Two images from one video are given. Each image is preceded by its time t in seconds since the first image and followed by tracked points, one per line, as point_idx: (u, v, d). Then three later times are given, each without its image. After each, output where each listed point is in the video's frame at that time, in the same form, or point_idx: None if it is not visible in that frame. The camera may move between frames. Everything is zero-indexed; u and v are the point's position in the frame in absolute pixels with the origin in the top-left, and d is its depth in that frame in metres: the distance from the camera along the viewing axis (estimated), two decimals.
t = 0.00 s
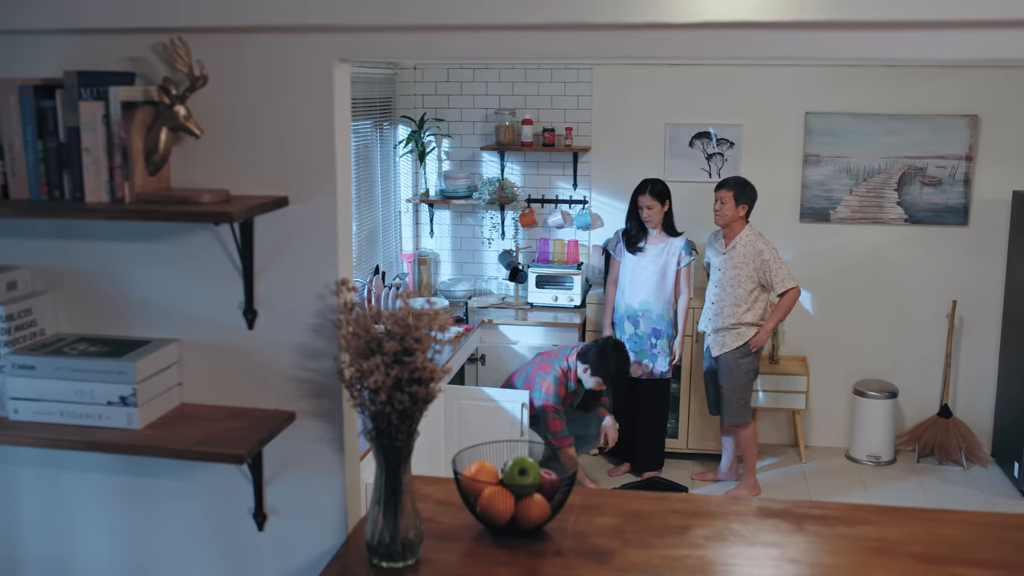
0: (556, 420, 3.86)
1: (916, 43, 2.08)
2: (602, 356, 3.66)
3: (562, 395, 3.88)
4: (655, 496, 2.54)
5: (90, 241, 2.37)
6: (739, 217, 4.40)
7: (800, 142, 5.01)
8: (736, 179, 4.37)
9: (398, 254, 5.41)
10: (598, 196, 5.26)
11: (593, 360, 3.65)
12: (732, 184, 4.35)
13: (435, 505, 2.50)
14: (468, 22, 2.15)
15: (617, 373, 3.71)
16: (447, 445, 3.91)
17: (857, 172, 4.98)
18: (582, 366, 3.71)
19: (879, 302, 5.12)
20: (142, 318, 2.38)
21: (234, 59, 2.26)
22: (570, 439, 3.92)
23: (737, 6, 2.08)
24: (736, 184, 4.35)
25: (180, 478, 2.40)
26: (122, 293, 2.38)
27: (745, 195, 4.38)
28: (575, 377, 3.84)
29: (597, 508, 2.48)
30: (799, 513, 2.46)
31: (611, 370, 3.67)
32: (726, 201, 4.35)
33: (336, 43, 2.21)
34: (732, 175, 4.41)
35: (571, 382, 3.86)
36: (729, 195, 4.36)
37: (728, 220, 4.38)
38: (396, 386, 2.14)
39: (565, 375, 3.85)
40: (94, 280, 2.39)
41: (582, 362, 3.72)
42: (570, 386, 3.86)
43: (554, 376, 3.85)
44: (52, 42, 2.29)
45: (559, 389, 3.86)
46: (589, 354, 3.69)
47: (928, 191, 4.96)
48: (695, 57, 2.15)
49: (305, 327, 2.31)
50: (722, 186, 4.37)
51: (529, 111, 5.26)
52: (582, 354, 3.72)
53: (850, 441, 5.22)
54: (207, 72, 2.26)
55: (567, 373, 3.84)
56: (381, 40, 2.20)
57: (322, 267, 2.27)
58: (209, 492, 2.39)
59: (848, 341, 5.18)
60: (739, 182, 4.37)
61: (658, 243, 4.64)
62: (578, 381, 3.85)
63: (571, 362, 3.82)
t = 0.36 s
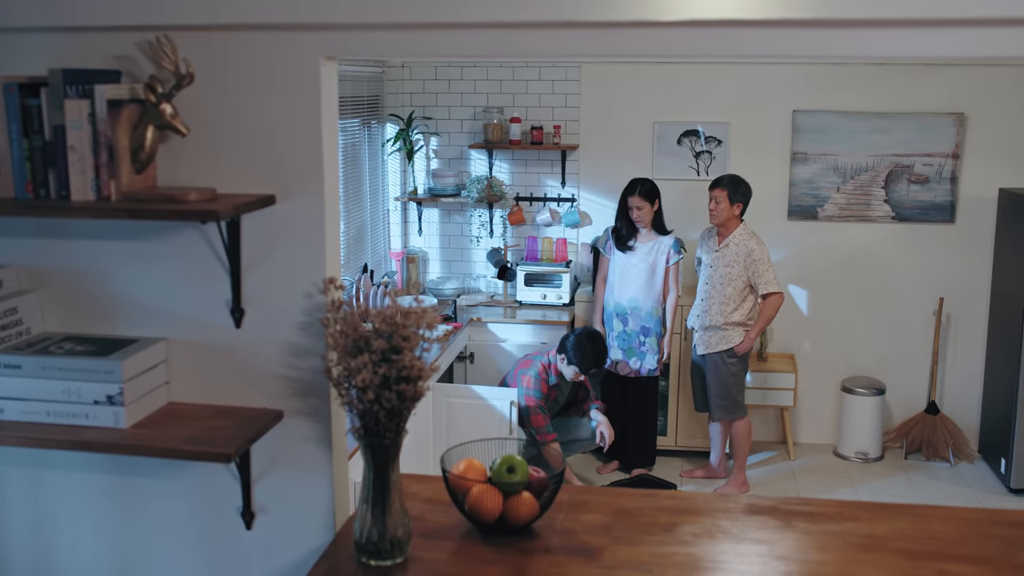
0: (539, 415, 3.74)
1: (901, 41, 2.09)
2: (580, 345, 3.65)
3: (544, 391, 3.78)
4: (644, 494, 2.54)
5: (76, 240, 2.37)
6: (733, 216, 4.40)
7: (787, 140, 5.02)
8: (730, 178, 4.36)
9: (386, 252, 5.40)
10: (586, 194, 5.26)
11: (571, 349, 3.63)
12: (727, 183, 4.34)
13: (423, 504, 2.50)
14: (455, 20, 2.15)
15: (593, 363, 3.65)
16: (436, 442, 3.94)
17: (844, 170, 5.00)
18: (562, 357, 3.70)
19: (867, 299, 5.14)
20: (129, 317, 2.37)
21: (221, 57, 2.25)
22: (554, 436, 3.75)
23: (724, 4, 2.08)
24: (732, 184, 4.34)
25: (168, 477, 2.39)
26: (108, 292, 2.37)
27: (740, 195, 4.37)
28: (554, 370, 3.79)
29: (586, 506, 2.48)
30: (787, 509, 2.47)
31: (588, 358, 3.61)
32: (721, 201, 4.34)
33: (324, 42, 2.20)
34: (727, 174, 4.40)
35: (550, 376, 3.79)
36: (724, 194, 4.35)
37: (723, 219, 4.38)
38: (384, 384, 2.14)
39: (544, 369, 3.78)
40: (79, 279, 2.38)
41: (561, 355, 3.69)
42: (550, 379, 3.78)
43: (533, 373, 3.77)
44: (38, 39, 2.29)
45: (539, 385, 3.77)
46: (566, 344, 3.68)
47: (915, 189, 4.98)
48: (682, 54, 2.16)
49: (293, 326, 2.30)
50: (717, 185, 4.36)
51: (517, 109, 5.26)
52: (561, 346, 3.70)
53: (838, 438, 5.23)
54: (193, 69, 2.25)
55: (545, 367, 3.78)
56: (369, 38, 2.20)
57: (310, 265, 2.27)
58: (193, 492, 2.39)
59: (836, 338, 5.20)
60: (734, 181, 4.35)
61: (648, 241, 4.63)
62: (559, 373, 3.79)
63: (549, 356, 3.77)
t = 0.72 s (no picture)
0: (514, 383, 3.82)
1: (893, 32, 2.09)
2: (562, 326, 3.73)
3: (526, 368, 3.89)
4: (638, 484, 2.55)
5: (69, 232, 2.36)
6: (731, 208, 4.40)
7: (782, 130, 5.02)
8: (723, 170, 4.33)
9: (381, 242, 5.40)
10: (581, 184, 5.26)
11: (558, 336, 3.69)
12: (720, 177, 4.33)
13: (417, 494, 2.51)
14: (448, 10, 2.15)
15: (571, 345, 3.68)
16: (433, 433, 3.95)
17: (839, 160, 5.00)
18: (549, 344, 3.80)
19: (863, 289, 5.14)
20: (123, 309, 2.37)
21: (213, 48, 2.25)
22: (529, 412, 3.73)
23: None
24: (727, 177, 4.33)
25: (164, 469, 2.40)
26: (103, 283, 2.37)
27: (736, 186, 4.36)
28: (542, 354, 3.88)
29: (580, 497, 2.49)
30: (780, 500, 2.48)
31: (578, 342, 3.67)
32: (718, 196, 4.33)
33: (317, 33, 2.20)
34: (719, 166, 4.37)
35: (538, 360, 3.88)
36: (720, 188, 4.33)
37: (722, 213, 4.38)
38: (378, 375, 2.14)
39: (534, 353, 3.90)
40: (74, 271, 2.38)
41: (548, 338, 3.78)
42: (535, 361, 3.88)
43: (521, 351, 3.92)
44: (30, 30, 2.28)
45: (523, 361, 3.89)
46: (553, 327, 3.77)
47: (910, 179, 4.98)
48: (675, 45, 2.15)
49: (287, 318, 2.30)
50: (711, 180, 4.35)
51: (512, 99, 5.25)
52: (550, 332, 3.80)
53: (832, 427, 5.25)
54: (185, 60, 2.24)
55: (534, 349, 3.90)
56: (362, 29, 2.20)
57: (304, 257, 2.27)
58: (189, 483, 2.40)
59: (832, 328, 5.21)
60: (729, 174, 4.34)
61: (644, 233, 4.64)
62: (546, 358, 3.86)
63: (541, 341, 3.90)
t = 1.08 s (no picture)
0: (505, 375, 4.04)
1: (884, 32, 2.09)
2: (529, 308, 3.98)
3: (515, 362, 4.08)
4: (631, 482, 2.56)
5: (61, 231, 2.36)
6: (728, 207, 4.42)
7: (776, 126, 5.02)
8: (718, 170, 4.33)
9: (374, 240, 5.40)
10: (575, 181, 5.26)
11: (523, 316, 3.98)
12: (713, 177, 4.33)
13: (411, 492, 2.51)
14: (440, 9, 2.14)
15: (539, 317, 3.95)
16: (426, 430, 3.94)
17: (832, 157, 5.00)
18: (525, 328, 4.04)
19: (857, 284, 5.15)
20: (116, 308, 2.37)
21: (205, 47, 2.24)
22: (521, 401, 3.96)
23: None
24: (724, 176, 4.33)
25: (157, 468, 2.40)
26: (95, 282, 2.37)
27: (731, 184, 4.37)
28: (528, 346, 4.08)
29: (573, 494, 2.50)
30: (773, 496, 2.49)
31: (542, 309, 3.95)
32: (715, 198, 4.33)
33: (310, 31, 2.19)
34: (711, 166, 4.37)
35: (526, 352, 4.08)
36: (716, 191, 4.34)
37: (721, 214, 4.39)
38: (371, 374, 2.14)
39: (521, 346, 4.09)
40: (66, 269, 2.38)
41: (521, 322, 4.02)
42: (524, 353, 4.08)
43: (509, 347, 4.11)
44: (21, 29, 2.27)
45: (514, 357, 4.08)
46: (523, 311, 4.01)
47: (903, 175, 4.99)
48: (668, 44, 2.15)
49: (280, 316, 2.30)
50: (705, 182, 4.34)
51: (505, 96, 5.23)
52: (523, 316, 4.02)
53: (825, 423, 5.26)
54: (177, 58, 2.24)
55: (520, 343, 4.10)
56: (356, 28, 2.19)
57: (296, 256, 2.27)
58: (182, 482, 2.40)
59: (826, 324, 5.22)
60: (724, 173, 4.34)
61: (633, 232, 4.65)
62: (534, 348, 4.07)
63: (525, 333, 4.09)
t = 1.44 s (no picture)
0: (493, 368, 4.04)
1: (872, 28, 2.10)
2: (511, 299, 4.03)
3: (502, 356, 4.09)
4: (622, 477, 2.56)
5: (52, 227, 2.36)
6: (720, 202, 4.41)
7: (766, 122, 5.02)
8: (715, 164, 4.35)
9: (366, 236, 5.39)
10: (567, 177, 5.26)
11: (507, 307, 4.01)
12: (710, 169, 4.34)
13: (402, 488, 2.52)
14: (431, 5, 2.14)
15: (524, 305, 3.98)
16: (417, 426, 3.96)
17: (823, 153, 5.01)
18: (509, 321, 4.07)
19: (849, 280, 5.16)
20: (107, 304, 2.37)
21: (195, 42, 2.24)
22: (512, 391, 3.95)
23: None
24: (718, 169, 4.34)
25: (148, 464, 2.40)
26: (86, 279, 2.37)
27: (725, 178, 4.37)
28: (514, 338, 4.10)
29: (564, 490, 2.50)
30: (763, 491, 2.49)
31: (525, 299, 3.98)
32: (707, 188, 4.34)
33: (300, 27, 2.19)
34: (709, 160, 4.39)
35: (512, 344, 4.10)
36: (710, 181, 4.35)
37: (710, 205, 4.39)
38: (362, 369, 2.14)
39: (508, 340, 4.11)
40: (56, 266, 2.37)
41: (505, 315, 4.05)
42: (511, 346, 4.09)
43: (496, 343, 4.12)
44: (10, 25, 2.26)
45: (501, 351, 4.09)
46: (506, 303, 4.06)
47: (893, 171, 5.00)
48: (658, 40, 2.15)
49: (271, 312, 2.30)
50: (702, 172, 4.36)
51: (497, 92, 5.23)
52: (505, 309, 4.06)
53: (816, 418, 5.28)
54: (167, 54, 2.23)
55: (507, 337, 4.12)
56: (347, 24, 2.19)
57: (286, 252, 2.27)
58: (174, 479, 2.40)
59: (817, 320, 5.23)
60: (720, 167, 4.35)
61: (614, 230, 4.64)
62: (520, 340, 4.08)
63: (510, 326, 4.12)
